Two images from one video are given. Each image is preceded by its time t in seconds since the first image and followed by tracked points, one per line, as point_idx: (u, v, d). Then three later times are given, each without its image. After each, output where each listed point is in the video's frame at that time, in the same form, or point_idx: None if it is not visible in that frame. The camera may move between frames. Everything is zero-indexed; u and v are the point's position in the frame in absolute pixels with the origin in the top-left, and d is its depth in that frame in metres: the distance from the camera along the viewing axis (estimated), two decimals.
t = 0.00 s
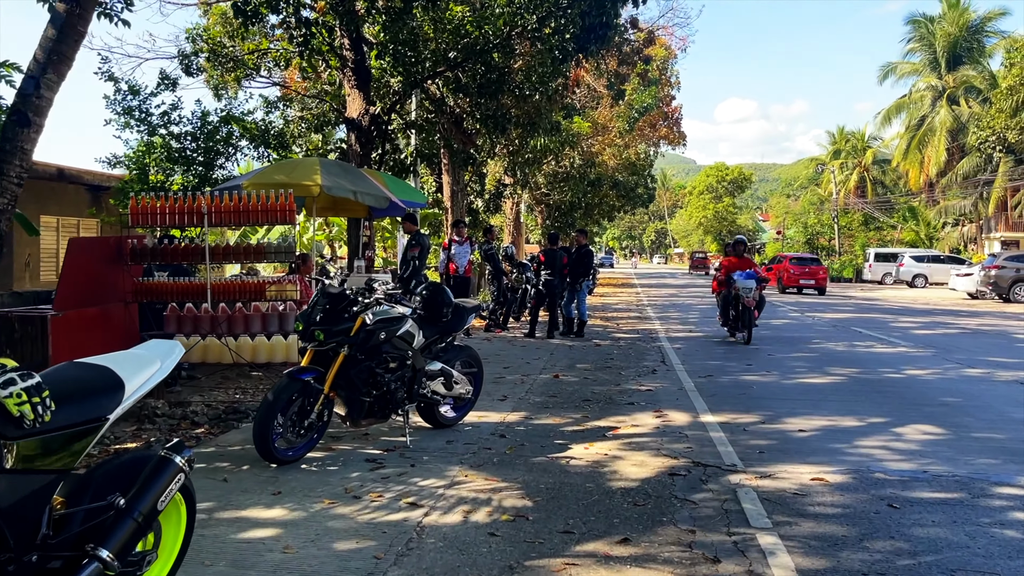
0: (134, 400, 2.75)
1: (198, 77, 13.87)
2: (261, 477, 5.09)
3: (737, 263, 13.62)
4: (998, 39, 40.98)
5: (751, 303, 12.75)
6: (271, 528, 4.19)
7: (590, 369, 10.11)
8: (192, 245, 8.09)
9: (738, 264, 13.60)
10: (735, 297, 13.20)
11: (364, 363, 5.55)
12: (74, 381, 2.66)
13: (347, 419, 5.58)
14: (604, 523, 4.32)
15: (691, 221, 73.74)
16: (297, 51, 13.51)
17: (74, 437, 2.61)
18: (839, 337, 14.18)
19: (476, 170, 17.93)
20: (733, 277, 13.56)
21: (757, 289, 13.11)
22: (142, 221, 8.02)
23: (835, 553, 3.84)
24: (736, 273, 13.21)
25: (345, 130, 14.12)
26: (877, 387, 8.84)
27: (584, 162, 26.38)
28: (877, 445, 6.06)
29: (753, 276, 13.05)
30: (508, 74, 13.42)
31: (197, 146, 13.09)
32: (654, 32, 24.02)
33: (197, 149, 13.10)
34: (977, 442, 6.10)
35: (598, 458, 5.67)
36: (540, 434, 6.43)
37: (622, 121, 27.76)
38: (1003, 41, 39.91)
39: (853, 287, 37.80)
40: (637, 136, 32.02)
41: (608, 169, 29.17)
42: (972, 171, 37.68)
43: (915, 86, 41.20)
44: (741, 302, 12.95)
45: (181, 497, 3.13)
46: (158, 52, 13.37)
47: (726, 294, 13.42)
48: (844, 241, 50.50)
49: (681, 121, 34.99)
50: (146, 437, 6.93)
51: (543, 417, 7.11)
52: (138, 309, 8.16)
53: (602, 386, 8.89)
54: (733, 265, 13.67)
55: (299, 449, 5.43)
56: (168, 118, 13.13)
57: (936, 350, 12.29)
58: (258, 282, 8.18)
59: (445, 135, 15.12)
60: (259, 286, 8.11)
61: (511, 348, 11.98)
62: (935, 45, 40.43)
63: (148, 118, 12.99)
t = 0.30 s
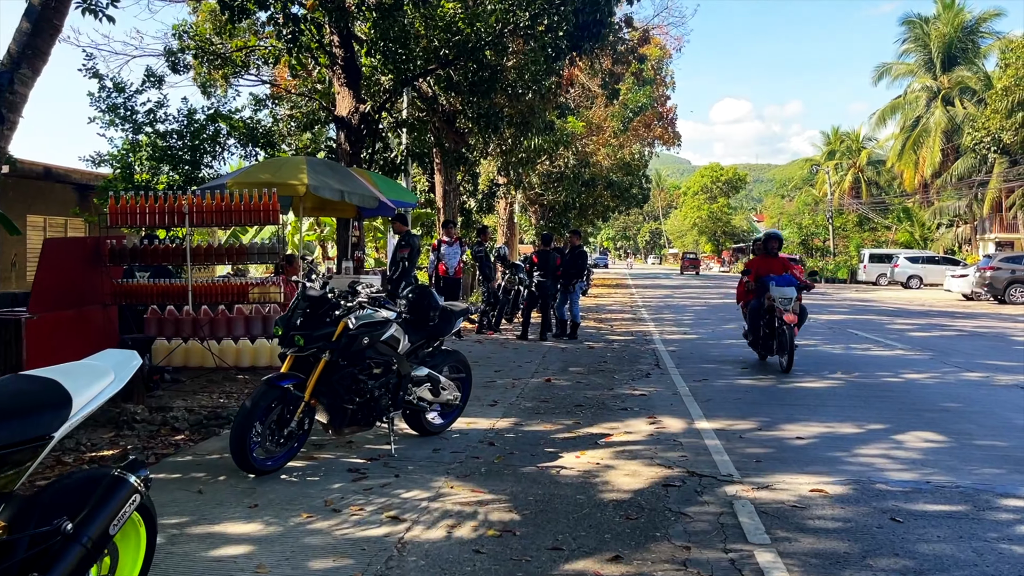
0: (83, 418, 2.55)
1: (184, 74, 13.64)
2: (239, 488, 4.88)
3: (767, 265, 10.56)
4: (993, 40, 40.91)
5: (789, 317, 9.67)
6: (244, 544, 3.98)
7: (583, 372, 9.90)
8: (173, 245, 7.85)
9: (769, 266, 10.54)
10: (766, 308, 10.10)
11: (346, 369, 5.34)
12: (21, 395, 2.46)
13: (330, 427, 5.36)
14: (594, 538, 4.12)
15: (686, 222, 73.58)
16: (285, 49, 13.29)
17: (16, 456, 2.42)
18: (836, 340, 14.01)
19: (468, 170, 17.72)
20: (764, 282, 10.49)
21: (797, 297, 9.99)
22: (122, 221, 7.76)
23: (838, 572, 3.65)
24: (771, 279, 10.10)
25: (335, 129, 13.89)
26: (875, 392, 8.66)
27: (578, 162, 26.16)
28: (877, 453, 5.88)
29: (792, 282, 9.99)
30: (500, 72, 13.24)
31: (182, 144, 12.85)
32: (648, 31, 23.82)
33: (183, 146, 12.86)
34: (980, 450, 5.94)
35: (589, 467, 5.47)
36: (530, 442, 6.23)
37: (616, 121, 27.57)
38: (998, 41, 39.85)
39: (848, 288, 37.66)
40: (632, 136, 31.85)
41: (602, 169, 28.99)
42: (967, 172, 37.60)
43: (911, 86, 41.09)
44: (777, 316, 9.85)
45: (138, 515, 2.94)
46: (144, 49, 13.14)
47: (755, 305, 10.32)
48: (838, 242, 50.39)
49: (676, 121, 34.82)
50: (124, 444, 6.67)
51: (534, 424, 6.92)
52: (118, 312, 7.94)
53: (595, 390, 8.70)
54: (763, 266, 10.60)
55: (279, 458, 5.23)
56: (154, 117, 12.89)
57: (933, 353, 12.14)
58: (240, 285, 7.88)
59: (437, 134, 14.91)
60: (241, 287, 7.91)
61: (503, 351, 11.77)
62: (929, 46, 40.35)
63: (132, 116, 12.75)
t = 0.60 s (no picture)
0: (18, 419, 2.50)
1: (173, 69, 13.42)
2: (214, 492, 4.69)
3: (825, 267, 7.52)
4: (991, 39, 40.85)
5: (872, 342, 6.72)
6: (215, 552, 3.79)
7: (576, 372, 9.71)
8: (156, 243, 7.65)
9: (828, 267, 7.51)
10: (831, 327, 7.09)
11: (326, 369, 5.14)
12: None
13: (310, 428, 5.17)
14: (583, 546, 3.94)
15: (682, 221, 73.47)
16: (276, 44, 13.09)
17: None
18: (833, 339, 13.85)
19: (463, 168, 17.54)
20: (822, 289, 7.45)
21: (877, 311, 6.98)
22: (102, 216, 7.56)
23: None
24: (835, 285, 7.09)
25: (326, 125, 13.70)
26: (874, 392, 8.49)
27: (574, 160, 25.99)
28: (878, 456, 5.70)
29: (866, 290, 6.99)
30: (494, 67, 13.11)
31: (171, 140, 12.64)
32: (645, 28, 23.66)
33: (171, 142, 12.64)
34: (983, 453, 5.77)
35: (580, 470, 5.28)
36: (520, 443, 6.05)
37: (613, 119, 27.41)
38: (995, 40, 39.77)
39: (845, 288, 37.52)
40: (629, 134, 31.67)
41: (599, 168, 28.81)
42: (965, 171, 37.51)
43: (908, 85, 40.99)
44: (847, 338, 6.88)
45: (85, 525, 2.80)
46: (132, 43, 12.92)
47: (811, 324, 7.29)
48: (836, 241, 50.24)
49: (673, 119, 34.66)
50: (101, 445, 6.46)
51: (524, 425, 6.73)
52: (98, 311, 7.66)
53: (588, 390, 8.51)
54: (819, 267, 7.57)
55: (257, 461, 5.03)
56: (142, 112, 12.67)
57: (933, 353, 11.99)
58: (224, 280, 7.89)
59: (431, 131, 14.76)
60: (224, 286, 7.86)
61: (496, 350, 11.59)
62: (927, 45, 40.26)
63: (120, 111, 12.53)
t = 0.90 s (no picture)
0: None
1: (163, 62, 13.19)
2: (188, 502, 4.50)
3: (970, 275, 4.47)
4: (993, 34, 40.57)
5: None
6: (184, 570, 3.60)
7: (572, 372, 9.52)
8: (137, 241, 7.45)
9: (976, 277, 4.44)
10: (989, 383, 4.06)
11: (308, 373, 4.95)
12: None
13: (291, 435, 4.96)
14: (572, 562, 3.75)
15: (682, 217, 73.21)
16: (267, 37, 12.87)
17: None
18: (833, 338, 13.66)
19: (459, 163, 17.32)
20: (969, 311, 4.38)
21: None
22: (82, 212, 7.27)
23: None
24: (992, 310, 4.12)
25: (319, 120, 13.47)
26: (875, 394, 8.31)
27: (573, 155, 25.74)
28: (881, 463, 5.51)
29: None
30: (489, 61, 12.87)
31: (161, 135, 12.43)
32: (644, 22, 23.41)
33: (160, 137, 12.42)
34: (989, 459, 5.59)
35: (571, 478, 5.09)
36: (511, 449, 5.85)
37: (612, 114, 27.19)
38: (997, 35, 39.49)
39: (845, 284, 37.34)
40: (629, 129, 31.43)
41: (598, 163, 28.58)
42: (966, 167, 37.30)
43: (910, 80, 40.73)
44: None
45: (31, 551, 2.72)
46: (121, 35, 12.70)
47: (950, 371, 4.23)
48: (836, 237, 50.02)
49: (672, 114, 34.42)
50: (79, 450, 6.26)
51: (516, 429, 6.53)
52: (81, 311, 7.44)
53: (583, 391, 8.32)
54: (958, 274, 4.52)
55: (235, 469, 4.83)
56: (131, 106, 12.46)
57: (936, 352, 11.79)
58: (208, 280, 7.62)
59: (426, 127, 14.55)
60: (208, 284, 7.65)
61: (491, 349, 11.39)
62: (929, 39, 39.97)
63: (108, 106, 12.31)
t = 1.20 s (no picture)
0: None
1: (160, 53, 13.03)
2: (172, 504, 4.33)
3: None
4: (999, 27, 40.23)
5: None
6: None
7: (573, 368, 9.34)
8: (128, 235, 7.32)
9: None
10: None
11: (297, 370, 4.77)
12: None
13: (281, 433, 4.79)
14: (569, 569, 3.57)
15: (686, 211, 72.91)
16: (264, 27, 12.68)
17: None
18: (839, 333, 13.47)
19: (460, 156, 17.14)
20: None
21: None
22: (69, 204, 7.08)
23: None
24: None
25: (317, 110, 13.28)
26: (883, 391, 8.12)
27: (575, 149, 25.51)
28: (892, 464, 5.33)
29: None
30: (490, 52, 12.67)
31: (157, 126, 12.25)
32: (647, 14, 23.16)
33: (156, 128, 12.23)
34: (1004, 461, 5.40)
35: (571, 479, 4.91)
36: (510, 447, 5.68)
37: (615, 107, 26.98)
38: (1004, 28, 39.16)
39: (849, 279, 37.10)
40: (632, 122, 31.21)
41: (601, 156, 28.36)
42: (971, 161, 37.01)
43: (915, 73, 40.43)
44: None
45: None
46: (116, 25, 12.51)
47: None
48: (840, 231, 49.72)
49: (675, 108, 34.19)
50: (66, 447, 6.11)
51: (515, 426, 6.36)
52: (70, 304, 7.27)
53: (584, 387, 8.15)
54: None
55: (222, 468, 4.67)
56: (127, 97, 12.28)
57: (943, 348, 11.59)
58: (199, 274, 7.49)
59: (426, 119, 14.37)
60: (200, 277, 7.50)
61: (491, 343, 11.22)
62: (934, 32, 39.66)
63: (103, 96, 12.14)
